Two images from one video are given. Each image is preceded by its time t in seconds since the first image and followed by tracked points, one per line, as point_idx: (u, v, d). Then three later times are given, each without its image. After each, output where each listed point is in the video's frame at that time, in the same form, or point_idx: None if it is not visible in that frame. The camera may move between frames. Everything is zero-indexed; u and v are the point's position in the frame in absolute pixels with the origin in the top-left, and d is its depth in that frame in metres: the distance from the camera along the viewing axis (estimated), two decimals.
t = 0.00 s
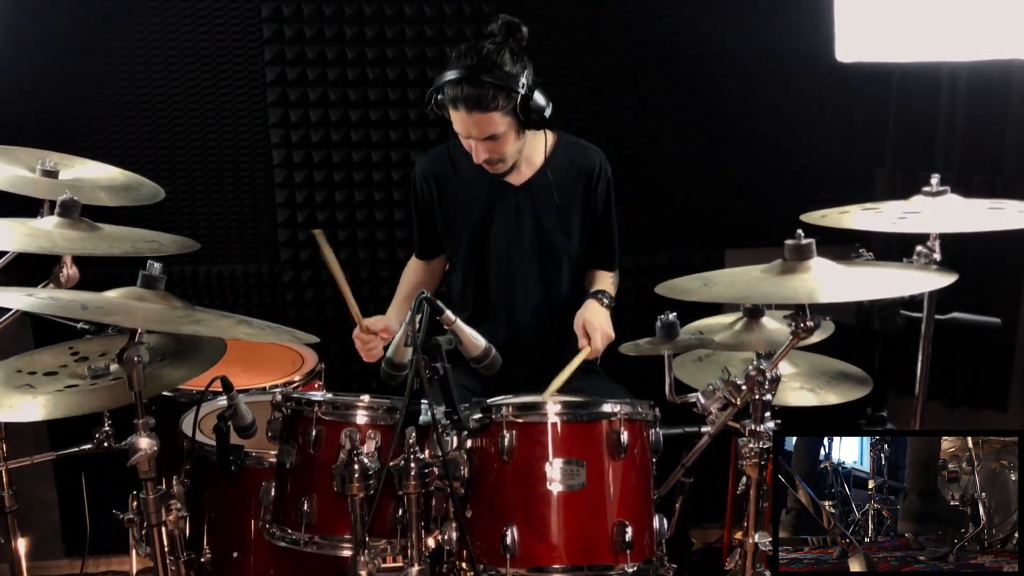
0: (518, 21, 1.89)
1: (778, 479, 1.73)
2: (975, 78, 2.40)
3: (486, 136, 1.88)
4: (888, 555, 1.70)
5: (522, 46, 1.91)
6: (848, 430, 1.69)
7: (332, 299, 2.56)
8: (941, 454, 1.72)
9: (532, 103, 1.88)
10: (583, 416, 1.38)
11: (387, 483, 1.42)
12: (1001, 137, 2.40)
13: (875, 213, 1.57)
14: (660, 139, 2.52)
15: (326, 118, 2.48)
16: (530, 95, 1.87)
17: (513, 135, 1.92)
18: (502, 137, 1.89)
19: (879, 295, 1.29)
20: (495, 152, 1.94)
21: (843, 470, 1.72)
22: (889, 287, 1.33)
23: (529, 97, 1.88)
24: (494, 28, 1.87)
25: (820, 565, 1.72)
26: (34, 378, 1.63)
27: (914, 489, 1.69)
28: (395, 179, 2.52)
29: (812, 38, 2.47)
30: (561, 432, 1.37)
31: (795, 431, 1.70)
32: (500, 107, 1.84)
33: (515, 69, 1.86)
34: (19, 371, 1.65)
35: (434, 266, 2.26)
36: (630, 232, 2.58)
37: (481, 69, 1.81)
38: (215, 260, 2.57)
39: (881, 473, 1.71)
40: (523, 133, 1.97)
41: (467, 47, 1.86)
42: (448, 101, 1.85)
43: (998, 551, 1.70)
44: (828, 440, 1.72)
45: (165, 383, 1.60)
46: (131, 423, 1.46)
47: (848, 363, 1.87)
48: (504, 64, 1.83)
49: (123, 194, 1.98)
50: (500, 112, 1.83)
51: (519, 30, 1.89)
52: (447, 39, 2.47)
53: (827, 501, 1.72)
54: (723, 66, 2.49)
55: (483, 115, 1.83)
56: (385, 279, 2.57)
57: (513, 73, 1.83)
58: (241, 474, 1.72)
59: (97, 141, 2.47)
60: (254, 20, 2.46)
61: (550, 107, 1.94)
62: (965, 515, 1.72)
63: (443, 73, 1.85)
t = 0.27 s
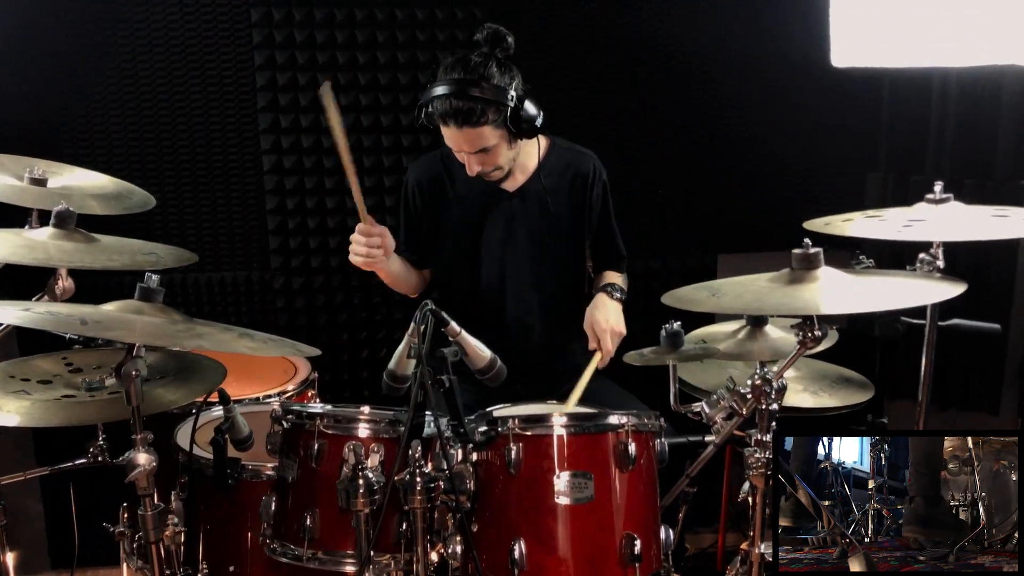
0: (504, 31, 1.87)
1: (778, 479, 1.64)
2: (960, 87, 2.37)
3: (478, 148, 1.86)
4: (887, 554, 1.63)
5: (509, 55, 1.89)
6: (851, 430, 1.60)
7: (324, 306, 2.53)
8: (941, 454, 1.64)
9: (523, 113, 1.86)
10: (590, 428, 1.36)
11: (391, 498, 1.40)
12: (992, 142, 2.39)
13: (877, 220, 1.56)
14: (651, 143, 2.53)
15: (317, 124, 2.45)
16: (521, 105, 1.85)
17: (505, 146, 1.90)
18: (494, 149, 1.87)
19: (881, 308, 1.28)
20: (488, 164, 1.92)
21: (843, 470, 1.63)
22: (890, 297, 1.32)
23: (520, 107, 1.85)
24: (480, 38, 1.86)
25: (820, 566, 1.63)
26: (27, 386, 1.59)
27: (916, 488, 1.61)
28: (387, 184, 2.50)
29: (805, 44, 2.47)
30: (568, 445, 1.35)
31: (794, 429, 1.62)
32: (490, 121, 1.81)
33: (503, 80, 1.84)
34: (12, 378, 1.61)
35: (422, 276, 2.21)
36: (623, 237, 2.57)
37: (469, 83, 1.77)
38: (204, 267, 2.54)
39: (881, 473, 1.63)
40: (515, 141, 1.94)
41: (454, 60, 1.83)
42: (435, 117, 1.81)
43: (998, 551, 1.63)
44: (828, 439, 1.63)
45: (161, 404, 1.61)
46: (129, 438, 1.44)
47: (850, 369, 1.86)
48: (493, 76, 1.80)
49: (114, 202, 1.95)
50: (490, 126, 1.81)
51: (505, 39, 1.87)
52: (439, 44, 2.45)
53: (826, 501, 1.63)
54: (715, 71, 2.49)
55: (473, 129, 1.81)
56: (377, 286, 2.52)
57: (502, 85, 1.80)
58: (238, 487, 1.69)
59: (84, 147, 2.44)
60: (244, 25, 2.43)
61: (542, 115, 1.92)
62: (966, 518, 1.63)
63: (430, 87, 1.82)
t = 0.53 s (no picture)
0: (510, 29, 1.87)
1: (779, 480, 1.79)
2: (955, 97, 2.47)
3: (475, 137, 1.92)
4: (888, 555, 1.80)
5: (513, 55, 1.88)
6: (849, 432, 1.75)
7: (312, 318, 2.49)
8: (942, 455, 1.79)
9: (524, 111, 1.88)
10: (590, 444, 1.36)
11: (390, 516, 1.38)
12: (978, 155, 2.50)
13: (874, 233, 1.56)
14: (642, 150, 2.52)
15: (306, 132, 2.43)
16: (522, 101, 1.87)
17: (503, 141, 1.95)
18: (491, 140, 1.92)
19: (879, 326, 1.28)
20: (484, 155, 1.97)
21: (843, 470, 1.79)
22: (890, 314, 1.31)
23: (521, 103, 1.87)
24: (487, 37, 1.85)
25: (821, 565, 1.77)
26: (19, 400, 1.57)
27: (914, 488, 1.77)
28: (377, 194, 2.47)
29: (791, 49, 2.44)
30: (569, 462, 1.35)
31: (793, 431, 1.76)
32: (490, 109, 1.87)
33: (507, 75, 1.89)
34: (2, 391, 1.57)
35: (415, 285, 2.17)
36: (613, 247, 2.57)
37: (470, 72, 1.83)
38: (192, 277, 2.52)
39: (881, 473, 1.78)
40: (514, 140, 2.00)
41: (459, 51, 1.87)
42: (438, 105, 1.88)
43: (999, 551, 1.76)
44: (828, 441, 1.77)
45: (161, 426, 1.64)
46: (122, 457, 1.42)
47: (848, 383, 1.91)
48: (495, 68, 1.84)
49: (103, 215, 1.93)
50: (488, 113, 1.86)
51: (513, 39, 1.86)
52: (429, 52, 2.43)
53: (826, 501, 1.80)
54: (705, 79, 2.47)
55: (470, 116, 1.87)
56: (368, 297, 2.48)
57: (504, 76, 1.84)
58: (232, 504, 1.68)
59: (71, 157, 2.42)
60: (232, 33, 2.42)
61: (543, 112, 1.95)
62: (967, 518, 1.79)
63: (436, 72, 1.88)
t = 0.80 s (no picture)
0: (485, 56, 1.87)
1: (779, 480, 1.85)
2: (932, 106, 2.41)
3: (459, 176, 1.90)
4: (887, 555, 1.85)
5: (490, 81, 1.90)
6: (849, 432, 1.81)
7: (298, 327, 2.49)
8: (941, 455, 1.86)
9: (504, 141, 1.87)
10: (580, 462, 1.36)
11: (380, 535, 1.38)
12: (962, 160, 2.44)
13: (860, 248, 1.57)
14: (626, 163, 2.55)
15: (290, 142, 2.42)
16: (501, 132, 1.85)
17: (485, 174, 1.94)
18: (473, 177, 1.91)
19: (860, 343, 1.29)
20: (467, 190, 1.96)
21: (843, 469, 1.83)
22: (872, 331, 1.33)
23: (501, 134, 1.85)
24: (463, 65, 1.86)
25: (821, 565, 1.83)
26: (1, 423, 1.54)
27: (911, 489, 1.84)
28: (363, 203, 2.47)
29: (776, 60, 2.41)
30: (560, 478, 1.35)
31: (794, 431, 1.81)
32: (471, 150, 1.85)
33: (485, 109, 1.86)
34: None
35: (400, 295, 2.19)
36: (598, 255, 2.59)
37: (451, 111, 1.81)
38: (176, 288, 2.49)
39: (881, 473, 1.84)
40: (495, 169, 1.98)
41: (435, 86, 1.85)
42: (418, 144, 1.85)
43: (999, 551, 1.85)
44: (829, 441, 1.83)
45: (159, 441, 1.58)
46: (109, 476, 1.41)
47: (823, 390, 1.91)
48: (474, 104, 1.83)
49: (86, 229, 1.91)
50: (471, 156, 1.85)
51: (486, 66, 1.87)
52: (413, 62, 2.44)
53: (826, 501, 1.83)
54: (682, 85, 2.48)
55: (454, 158, 1.85)
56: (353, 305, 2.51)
57: (484, 113, 1.83)
58: (219, 520, 1.67)
59: (51, 167, 2.39)
60: (215, 42, 2.40)
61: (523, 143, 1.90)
62: (967, 516, 1.86)
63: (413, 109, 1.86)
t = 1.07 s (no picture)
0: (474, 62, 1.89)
1: (778, 479, 1.61)
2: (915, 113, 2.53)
3: (446, 178, 1.86)
4: (887, 554, 1.63)
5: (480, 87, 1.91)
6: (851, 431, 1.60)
7: (283, 334, 2.49)
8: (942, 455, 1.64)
9: (493, 144, 1.86)
10: (563, 474, 1.37)
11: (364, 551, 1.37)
12: (942, 172, 2.53)
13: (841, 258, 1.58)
14: (611, 170, 2.57)
15: (275, 150, 2.42)
16: (490, 136, 1.85)
17: (473, 176, 1.91)
18: (461, 178, 1.88)
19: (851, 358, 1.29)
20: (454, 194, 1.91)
21: (842, 469, 1.64)
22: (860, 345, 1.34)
23: (489, 138, 1.86)
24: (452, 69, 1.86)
25: (821, 566, 1.59)
26: None
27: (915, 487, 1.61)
28: (347, 211, 2.48)
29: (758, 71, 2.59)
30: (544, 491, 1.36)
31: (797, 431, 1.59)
32: (459, 150, 1.83)
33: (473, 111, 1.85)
34: None
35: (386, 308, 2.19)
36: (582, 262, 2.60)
37: (440, 111, 1.79)
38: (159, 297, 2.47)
39: (881, 473, 1.63)
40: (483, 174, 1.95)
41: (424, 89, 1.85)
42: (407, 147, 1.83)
43: (999, 551, 1.61)
44: (828, 440, 1.62)
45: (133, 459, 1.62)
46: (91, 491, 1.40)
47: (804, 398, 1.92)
48: (463, 106, 1.82)
49: (68, 240, 1.90)
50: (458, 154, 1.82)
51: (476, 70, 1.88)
52: (398, 69, 2.44)
53: (826, 501, 1.64)
54: (669, 96, 2.57)
55: (441, 158, 1.81)
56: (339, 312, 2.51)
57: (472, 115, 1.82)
58: (203, 533, 1.66)
59: (33, 176, 2.36)
60: (199, 50, 2.38)
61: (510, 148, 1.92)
62: (966, 518, 1.64)
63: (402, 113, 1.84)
